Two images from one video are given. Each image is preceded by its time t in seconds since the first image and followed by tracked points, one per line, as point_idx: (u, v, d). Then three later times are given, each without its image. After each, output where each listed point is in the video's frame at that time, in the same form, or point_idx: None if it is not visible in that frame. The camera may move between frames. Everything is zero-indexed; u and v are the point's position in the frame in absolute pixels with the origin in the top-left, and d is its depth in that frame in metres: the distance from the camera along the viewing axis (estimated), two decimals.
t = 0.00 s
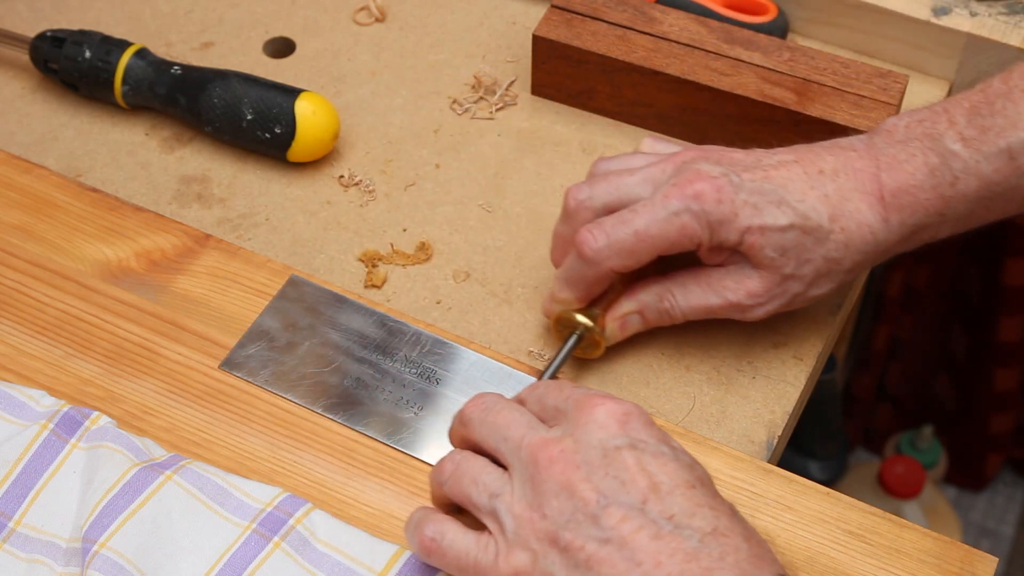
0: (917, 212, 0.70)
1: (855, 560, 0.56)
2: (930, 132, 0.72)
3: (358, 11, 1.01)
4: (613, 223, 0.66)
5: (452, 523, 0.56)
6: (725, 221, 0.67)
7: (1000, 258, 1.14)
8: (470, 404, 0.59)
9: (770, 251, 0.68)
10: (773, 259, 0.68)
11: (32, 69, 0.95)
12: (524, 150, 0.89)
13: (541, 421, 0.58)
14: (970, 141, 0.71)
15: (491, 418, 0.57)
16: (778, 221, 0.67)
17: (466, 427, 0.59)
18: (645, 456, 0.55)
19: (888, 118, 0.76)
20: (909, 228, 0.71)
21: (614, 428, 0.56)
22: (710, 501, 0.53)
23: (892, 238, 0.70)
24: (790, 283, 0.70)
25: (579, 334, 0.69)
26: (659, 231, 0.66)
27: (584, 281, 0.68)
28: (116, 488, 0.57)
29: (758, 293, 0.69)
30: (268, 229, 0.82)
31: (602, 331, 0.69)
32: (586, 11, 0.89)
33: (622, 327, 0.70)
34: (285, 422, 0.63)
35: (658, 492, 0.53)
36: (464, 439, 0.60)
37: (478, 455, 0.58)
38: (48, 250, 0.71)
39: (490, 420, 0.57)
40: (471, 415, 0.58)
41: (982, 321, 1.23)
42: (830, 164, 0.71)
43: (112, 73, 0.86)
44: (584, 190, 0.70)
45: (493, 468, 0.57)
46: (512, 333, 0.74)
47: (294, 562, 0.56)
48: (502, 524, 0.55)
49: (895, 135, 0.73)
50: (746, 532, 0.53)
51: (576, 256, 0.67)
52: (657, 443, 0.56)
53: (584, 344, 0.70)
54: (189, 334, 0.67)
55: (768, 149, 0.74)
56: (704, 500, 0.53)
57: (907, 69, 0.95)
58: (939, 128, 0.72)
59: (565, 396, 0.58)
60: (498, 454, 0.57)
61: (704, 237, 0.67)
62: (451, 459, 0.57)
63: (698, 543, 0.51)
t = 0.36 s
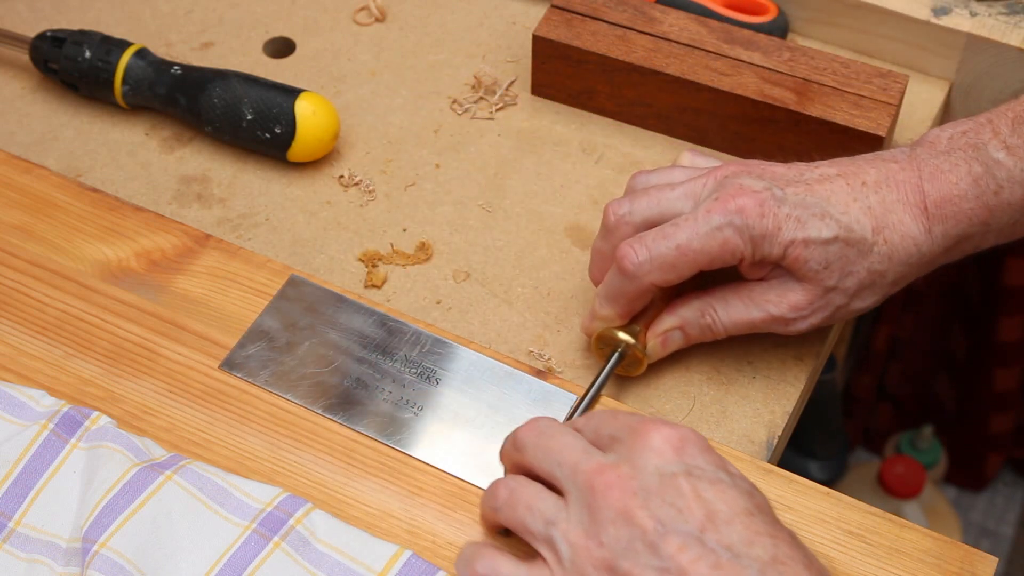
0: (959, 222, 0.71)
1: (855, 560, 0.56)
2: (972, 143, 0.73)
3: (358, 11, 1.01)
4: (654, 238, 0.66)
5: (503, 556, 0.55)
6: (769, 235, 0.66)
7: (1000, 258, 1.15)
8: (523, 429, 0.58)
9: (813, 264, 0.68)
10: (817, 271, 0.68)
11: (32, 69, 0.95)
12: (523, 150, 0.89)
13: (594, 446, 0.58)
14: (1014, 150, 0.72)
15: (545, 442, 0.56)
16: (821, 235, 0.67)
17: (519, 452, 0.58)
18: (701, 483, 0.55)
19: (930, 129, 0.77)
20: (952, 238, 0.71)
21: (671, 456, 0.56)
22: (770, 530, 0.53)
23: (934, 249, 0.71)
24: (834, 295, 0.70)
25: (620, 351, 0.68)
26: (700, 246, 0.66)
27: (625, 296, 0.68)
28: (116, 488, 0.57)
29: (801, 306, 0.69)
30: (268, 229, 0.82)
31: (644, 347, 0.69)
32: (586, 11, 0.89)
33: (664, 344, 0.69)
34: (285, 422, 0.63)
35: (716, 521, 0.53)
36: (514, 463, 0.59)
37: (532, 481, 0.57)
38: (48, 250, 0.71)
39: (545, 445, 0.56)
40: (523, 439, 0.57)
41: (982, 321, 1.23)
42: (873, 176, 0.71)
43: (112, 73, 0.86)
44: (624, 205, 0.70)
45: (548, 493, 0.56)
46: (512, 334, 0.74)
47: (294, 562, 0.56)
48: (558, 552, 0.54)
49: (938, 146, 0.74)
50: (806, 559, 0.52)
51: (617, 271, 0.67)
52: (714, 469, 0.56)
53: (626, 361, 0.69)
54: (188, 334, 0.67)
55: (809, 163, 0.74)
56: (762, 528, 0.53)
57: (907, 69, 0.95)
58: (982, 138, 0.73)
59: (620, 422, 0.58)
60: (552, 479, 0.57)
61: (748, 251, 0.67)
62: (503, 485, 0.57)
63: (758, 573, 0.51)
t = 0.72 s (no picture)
0: None
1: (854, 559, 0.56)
2: None
3: (358, 11, 1.01)
4: (727, 236, 0.65)
5: None
6: (844, 238, 0.66)
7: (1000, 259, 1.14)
8: (634, 491, 0.54)
9: (890, 266, 0.67)
10: (890, 272, 0.68)
11: (32, 69, 0.95)
12: (523, 150, 0.89)
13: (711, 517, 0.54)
14: None
15: (662, 510, 0.53)
16: (898, 237, 0.67)
17: (628, 516, 0.54)
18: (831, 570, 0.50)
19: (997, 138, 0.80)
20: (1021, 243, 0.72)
21: (793, 535, 0.52)
22: None
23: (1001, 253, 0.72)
24: (904, 298, 0.70)
25: (685, 362, 0.66)
26: (775, 246, 0.65)
27: (694, 297, 0.67)
28: (116, 488, 0.57)
29: (870, 308, 0.69)
30: (268, 229, 0.82)
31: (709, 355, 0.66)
32: (586, 11, 0.89)
33: (730, 350, 0.67)
34: (285, 422, 0.63)
35: None
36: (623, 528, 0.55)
37: (644, 552, 0.53)
38: (48, 250, 0.71)
39: (661, 513, 0.53)
40: (633, 502, 0.54)
41: (981, 320, 1.23)
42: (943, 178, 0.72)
43: (112, 73, 0.86)
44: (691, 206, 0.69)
45: (663, 569, 0.53)
46: (512, 334, 0.74)
47: (294, 562, 0.56)
48: None
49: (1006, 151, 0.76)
50: None
51: (687, 270, 0.66)
52: (845, 554, 0.52)
53: (693, 371, 0.67)
54: (188, 334, 0.67)
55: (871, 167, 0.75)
56: None
57: (907, 69, 0.95)
58: None
59: (739, 495, 0.55)
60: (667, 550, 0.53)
61: (823, 254, 0.66)
62: (610, 555, 0.53)
63: None
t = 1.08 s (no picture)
0: (909, 175, 0.69)
1: (854, 560, 0.56)
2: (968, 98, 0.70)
3: (358, 11, 1.02)
4: (608, 165, 0.67)
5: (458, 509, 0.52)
6: (720, 172, 0.66)
7: (1001, 259, 1.13)
8: (474, 379, 0.55)
9: (764, 205, 0.67)
10: (780, 214, 0.68)
11: (32, 69, 0.95)
12: (523, 150, 0.89)
13: (545, 400, 0.55)
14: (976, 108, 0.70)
15: (502, 393, 0.54)
16: (780, 175, 0.66)
17: (456, 398, 0.56)
18: (664, 454, 0.53)
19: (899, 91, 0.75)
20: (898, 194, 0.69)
21: (635, 424, 0.54)
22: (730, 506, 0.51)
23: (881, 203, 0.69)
24: (783, 240, 0.70)
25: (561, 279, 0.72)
26: (655, 175, 0.66)
27: (575, 224, 0.68)
28: (116, 488, 0.57)
29: (742, 244, 0.69)
30: (268, 229, 0.82)
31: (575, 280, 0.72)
32: (586, 11, 0.89)
33: (607, 278, 0.70)
34: (285, 422, 0.63)
35: (667, 486, 0.51)
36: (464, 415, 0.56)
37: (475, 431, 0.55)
38: (48, 249, 0.71)
39: (484, 394, 0.55)
40: (474, 386, 0.55)
41: (981, 320, 1.23)
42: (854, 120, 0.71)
43: (112, 73, 0.86)
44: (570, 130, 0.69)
45: (491, 444, 0.53)
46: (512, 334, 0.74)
47: (294, 562, 0.56)
48: (513, 512, 0.51)
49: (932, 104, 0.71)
50: (765, 538, 0.51)
51: (569, 197, 0.68)
52: (677, 442, 0.54)
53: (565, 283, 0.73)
54: (188, 334, 0.67)
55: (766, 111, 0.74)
56: (725, 504, 0.51)
57: (907, 69, 0.95)
58: (938, 97, 0.71)
59: (574, 381, 0.56)
60: (495, 426, 0.55)
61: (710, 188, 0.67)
62: (449, 435, 0.54)
63: (715, 547, 0.49)
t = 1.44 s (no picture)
0: (668, 123, 0.75)
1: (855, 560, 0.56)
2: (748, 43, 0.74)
3: (358, 11, 1.01)
4: (385, 107, 0.73)
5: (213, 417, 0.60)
6: (490, 115, 0.73)
7: (1001, 258, 1.14)
8: (226, 295, 0.64)
9: (532, 147, 0.74)
10: (535, 154, 0.74)
11: (32, 69, 0.95)
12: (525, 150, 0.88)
13: (299, 319, 0.64)
14: (728, 58, 0.73)
15: (252, 308, 0.63)
16: (542, 119, 0.73)
17: (219, 315, 0.64)
18: (390, 351, 0.61)
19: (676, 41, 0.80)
20: (662, 139, 0.75)
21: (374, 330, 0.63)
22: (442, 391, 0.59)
23: (646, 147, 0.75)
24: (549, 179, 0.76)
25: (346, 225, 0.75)
26: (425, 117, 0.72)
27: (352, 162, 0.74)
28: (116, 488, 0.57)
29: (517, 186, 0.76)
30: (268, 229, 0.82)
31: (369, 220, 0.76)
32: (586, 11, 0.88)
33: (389, 215, 0.76)
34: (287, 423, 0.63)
35: (397, 382, 0.60)
36: (224, 335, 0.65)
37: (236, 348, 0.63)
38: (48, 249, 0.71)
39: (247, 309, 0.63)
40: (227, 305, 0.64)
41: (981, 320, 1.23)
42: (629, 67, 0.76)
43: (112, 73, 0.86)
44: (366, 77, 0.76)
45: (249, 359, 0.62)
46: (512, 333, 0.74)
47: (293, 562, 0.56)
48: (254, 412, 0.60)
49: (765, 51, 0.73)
50: (480, 417, 0.59)
51: (347, 136, 0.74)
52: (404, 341, 0.62)
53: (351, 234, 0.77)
54: (189, 334, 0.67)
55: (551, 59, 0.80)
56: (472, 400, 0.60)
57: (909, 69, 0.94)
58: (706, 47, 0.76)
59: (325, 302, 0.65)
60: (252, 344, 0.63)
61: (466, 130, 0.74)
62: (207, 347, 0.62)
63: (425, 425, 0.57)
